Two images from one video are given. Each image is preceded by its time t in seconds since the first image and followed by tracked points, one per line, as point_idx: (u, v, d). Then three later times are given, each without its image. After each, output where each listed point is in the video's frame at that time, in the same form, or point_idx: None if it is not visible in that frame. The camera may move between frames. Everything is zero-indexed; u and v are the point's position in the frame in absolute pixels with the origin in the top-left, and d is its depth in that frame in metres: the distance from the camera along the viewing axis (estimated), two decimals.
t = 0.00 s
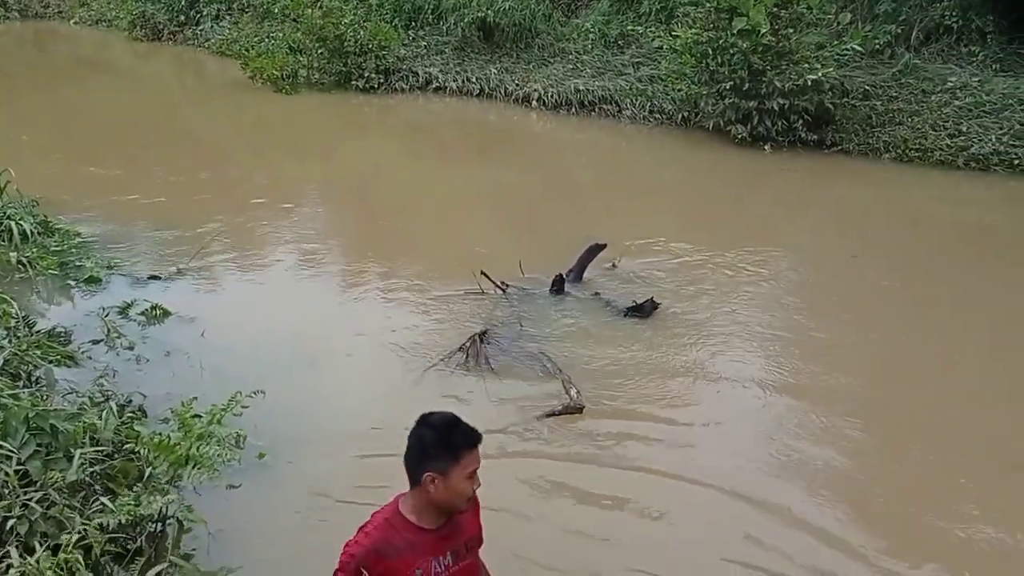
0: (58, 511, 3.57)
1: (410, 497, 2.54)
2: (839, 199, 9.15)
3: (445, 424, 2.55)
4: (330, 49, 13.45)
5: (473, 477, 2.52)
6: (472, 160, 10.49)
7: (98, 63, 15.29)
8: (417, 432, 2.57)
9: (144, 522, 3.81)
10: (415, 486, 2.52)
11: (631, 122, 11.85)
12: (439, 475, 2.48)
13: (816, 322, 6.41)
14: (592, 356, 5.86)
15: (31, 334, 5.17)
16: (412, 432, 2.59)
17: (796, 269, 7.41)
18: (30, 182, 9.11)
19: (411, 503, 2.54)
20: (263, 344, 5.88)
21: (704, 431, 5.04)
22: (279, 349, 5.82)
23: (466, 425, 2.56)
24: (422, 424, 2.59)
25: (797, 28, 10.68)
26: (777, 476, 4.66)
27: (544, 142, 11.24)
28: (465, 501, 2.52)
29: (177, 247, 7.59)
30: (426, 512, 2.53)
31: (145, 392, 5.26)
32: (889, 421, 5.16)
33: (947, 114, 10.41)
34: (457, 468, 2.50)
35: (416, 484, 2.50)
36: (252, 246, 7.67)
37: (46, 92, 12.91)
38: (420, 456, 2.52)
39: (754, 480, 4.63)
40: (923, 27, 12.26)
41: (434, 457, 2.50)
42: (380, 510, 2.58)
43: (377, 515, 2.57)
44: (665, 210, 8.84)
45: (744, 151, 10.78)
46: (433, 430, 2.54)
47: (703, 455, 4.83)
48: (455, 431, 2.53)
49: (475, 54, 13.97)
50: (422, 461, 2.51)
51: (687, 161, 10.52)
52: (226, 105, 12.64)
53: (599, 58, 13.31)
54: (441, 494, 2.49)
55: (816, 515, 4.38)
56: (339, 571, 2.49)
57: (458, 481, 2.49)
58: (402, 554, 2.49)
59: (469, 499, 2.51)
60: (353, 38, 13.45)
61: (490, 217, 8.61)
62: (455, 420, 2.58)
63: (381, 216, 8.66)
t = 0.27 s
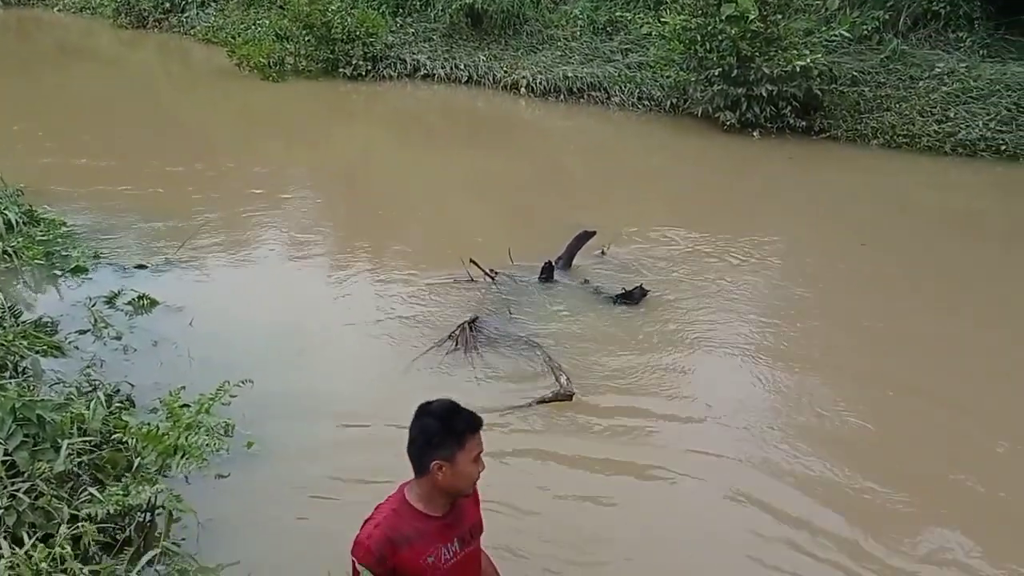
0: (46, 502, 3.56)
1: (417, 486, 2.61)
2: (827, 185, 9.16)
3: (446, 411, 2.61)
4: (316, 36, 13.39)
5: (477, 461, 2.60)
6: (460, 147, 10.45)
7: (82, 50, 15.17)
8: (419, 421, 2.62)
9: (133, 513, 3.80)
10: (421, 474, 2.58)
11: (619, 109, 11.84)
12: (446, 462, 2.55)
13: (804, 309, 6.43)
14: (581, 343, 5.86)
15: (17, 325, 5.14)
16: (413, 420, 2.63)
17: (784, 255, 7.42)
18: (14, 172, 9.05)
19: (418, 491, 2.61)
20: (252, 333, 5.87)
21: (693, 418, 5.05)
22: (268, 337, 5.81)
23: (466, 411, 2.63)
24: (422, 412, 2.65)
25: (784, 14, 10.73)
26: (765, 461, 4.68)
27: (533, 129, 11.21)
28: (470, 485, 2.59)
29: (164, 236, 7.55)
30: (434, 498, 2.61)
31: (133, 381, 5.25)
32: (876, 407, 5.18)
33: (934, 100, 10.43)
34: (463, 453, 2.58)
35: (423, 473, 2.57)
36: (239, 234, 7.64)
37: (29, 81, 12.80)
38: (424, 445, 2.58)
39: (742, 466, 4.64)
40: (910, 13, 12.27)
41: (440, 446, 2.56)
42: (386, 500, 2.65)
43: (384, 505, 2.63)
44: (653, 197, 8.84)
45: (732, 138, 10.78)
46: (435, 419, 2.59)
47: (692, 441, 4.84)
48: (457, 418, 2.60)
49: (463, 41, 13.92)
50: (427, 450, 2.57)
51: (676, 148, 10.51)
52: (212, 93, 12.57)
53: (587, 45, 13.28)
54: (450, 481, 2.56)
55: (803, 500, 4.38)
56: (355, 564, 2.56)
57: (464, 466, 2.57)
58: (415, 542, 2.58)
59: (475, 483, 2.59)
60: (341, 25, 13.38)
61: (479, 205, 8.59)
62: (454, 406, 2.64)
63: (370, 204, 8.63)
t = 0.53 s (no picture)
0: (32, 496, 3.55)
1: (438, 476, 2.52)
2: (814, 176, 9.18)
3: (465, 398, 2.52)
4: (303, 27, 13.35)
5: (497, 447, 2.54)
6: (448, 138, 10.42)
7: (66, 41, 15.07)
8: (436, 409, 2.53)
9: (120, 506, 3.79)
10: (442, 463, 2.50)
11: (607, 99, 11.83)
12: (468, 450, 2.48)
13: (791, 298, 6.45)
14: (569, 334, 5.87)
15: (1, 318, 5.11)
16: (431, 410, 2.53)
17: (771, 245, 7.44)
18: None
19: (440, 482, 2.51)
20: (238, 325, 5.84)
21: (680, 408, 5.06)
22: (256, 329, 5.80)
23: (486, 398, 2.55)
24: (439, 400, 2.55)
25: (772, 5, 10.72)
26: (752, 450, 4.69)
27: (521, 119, 11.20)
28: (492, 472, 2.53)
29: (149, 228, 7.52)
30: (456, 488, 2.52)
31: (120, 374, 5.23)
32: (862, 396, 5.20)
33: (921, 90, 10.46)
34: (484, 440, 2.51)
35: (445, 462, 2.48)
36: (226, 226, 7.62)
37: (13, 72, 12.71)
38: (445, 434, 2.49)
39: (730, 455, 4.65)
40: (897, 3, 12.31)
41: (462, 433, 2.48)
42: (406, 495, 2.52)
43: (404, 498, 2.53)
44: (641, 187, 8.84)
45: (720, 128, 10.79)
46: (456, 406, 2.50)
47: (679, 431, 4.85)
48: (476, 404, 2.52)
49: (451, 32, 13.89)
50: (449, 438, 2.48)
51: (664, 138, 10.51)
52: (198, 84, 12.51)
53: (575, 35, 13.26)
54: (473, 469, 2.49)
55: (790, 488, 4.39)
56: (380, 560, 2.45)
57: (486, 453, 2.50)
58: (441, 535, 2.49)
59: (496, 469, 2.53)
60: (327, 16, 13.32)
61: (466, 196, 8.57)
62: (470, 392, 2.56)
63: (357, 195, 8.61)
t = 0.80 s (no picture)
0: (20, 490, 3.54)
1: (468, 475, 2.64)
2: (803, 167, 9.19)
3: (497, 398, 2.65)
4: (290, 19, 13.29)
5: (526, 447, 2.68)
6: (437, 130, 10.39)
7: (51, 33, 14.95)
8: (469, 410, 2.66)
9: (109, 500, 3.78)
10: (472, 462, 2.62)
11: (596, 91, 11.82)
12: (500, 449, 2.61)
13: (780, 290, 6.46)
14: (559, 327, 5.86)
15: None
16: (463, 409, 2.66)
17: (761, 237, 7.44)
18: None
19: (472, 480, 2.63)
20: (228, 319, 5.83)
21: (671, 399, 5.07)
22: (245, 322, 5.78)
23: (516, 400, 2.69)
24: (469, 401, 2.68)
25: None
26: (743, 442, 4.69)
27: (510, 111, 11.17)
28: (520, 469, 2.67)
29: (136, 221, 7.48)
30: (486, 486, 2.65)
31: (108, 368, 5.21)
32: (852, 388, 5.21)
33: (909, 81, 10.49)
34: (514, 439, 2.65)
35: (477, 461, 2.61)
36: (214, 219, 7.58)
37: None
38: (477, 433, 2.62)
39: (721, 447, 4.65)
40: None
41: (495, 434, 2.61)
42: (438, 491, 2.63)
43: (434, 495, 2.63)
44: (630, 179, 8.83)
45: (709, 120, 10.78)
46: (488, 406, 2.63)
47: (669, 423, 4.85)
48: (508, 404, 2.65)
49: (439, 23, 13.84)
50: (481, 438, 2.61)
51: (653, 130, 10.50)
52: (185, 76, 12.43)
53: (564, 27, 13.23)
54: (503, 468, 2.63)
55: (781, 480, 4.39)
56: (416, 556, 2.54)
57: (516, 452, 2.64)
58: (472, 531, 2.61)
59: (525, 467, 2.67)
60: (315, 7, 13.24)
61: (456, 188, 8.56)
62: (500, 393, 2.69)
63: (346, 188, 8.57)
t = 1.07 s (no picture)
0: (10, 487, 3.55)
1: (505, 466, 2.69)
2: (793, 159, 9.20)
3: (538, 392, 2.68)
4: (279, 12, 13.24)
5: (564, 440, 2.71)
6: (427, 124, 10.37)
7: (37, 27, 14.86)
8: (509, 402, 2.68)
9: (100, 497, 3.77)
10: (510, 454, 2.67)
11: (587, 84, 11.81)
12: (538, 442, 2.65)
13: (771, 282, 6.47)
14: (550, 320, 5.85)
15: None
16: (504, 400, 2.69)
17: (751, 229, 7.45)
18: None
19: (507, 469, 2.69)
20: (219, 314, 5.81)
21: (662, 392, 5.07)
22: (236, 318, 5.77)
23: (558, 394, 2.71)
24: (510, 393, 2.71)
25: None
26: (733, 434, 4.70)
27: (500, 104, 11.15)
28: (556, 462, 2.72)
29: (125, 216, 7.45)
30: (522, 477, 2.71)
31: (97, 364, 5.19)
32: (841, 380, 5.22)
33: (898, 73, 10.51)
34: (553, 433, 2.68)
35: (515, 453, 2.66)
36: (203, 214, 7.54)
37: None
38: (517, 425, 2.66)
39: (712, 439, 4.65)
40: None
41: (536, 429, 2.65)
42: (473, 478, 2.69)
43: (470, 484, 2.68)
44: (621, 172, 8.83)
45: (699, 112, 10.78)
46: (529, 399, 2.66)
47: (660, 416, 4.85)
48: (549, 398, 2.68)
49: (429, 16, 13.81)
50: (520, 432, 2.65)
51: (643, 123, 10.50)
52: (173, 70, 12.38)
53: (554, 20, 13.21)
54: (540, 461, 2.68)
55: (772, 472, 4.40)
56: (452, 545, 2.62)
57: (555, 446, 2.68)
58: (507, 522, 2.69)
59: (561, 460, 2.72)
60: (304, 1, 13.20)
61: (446, 182, 8.54)
62: (542, 386, 2.71)
63: (336, 182, 8.55)
